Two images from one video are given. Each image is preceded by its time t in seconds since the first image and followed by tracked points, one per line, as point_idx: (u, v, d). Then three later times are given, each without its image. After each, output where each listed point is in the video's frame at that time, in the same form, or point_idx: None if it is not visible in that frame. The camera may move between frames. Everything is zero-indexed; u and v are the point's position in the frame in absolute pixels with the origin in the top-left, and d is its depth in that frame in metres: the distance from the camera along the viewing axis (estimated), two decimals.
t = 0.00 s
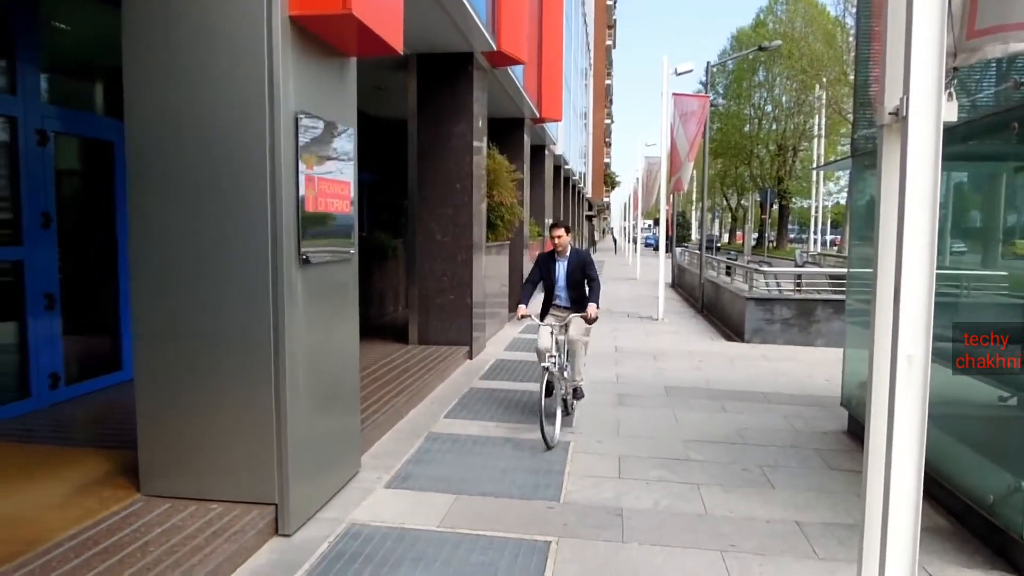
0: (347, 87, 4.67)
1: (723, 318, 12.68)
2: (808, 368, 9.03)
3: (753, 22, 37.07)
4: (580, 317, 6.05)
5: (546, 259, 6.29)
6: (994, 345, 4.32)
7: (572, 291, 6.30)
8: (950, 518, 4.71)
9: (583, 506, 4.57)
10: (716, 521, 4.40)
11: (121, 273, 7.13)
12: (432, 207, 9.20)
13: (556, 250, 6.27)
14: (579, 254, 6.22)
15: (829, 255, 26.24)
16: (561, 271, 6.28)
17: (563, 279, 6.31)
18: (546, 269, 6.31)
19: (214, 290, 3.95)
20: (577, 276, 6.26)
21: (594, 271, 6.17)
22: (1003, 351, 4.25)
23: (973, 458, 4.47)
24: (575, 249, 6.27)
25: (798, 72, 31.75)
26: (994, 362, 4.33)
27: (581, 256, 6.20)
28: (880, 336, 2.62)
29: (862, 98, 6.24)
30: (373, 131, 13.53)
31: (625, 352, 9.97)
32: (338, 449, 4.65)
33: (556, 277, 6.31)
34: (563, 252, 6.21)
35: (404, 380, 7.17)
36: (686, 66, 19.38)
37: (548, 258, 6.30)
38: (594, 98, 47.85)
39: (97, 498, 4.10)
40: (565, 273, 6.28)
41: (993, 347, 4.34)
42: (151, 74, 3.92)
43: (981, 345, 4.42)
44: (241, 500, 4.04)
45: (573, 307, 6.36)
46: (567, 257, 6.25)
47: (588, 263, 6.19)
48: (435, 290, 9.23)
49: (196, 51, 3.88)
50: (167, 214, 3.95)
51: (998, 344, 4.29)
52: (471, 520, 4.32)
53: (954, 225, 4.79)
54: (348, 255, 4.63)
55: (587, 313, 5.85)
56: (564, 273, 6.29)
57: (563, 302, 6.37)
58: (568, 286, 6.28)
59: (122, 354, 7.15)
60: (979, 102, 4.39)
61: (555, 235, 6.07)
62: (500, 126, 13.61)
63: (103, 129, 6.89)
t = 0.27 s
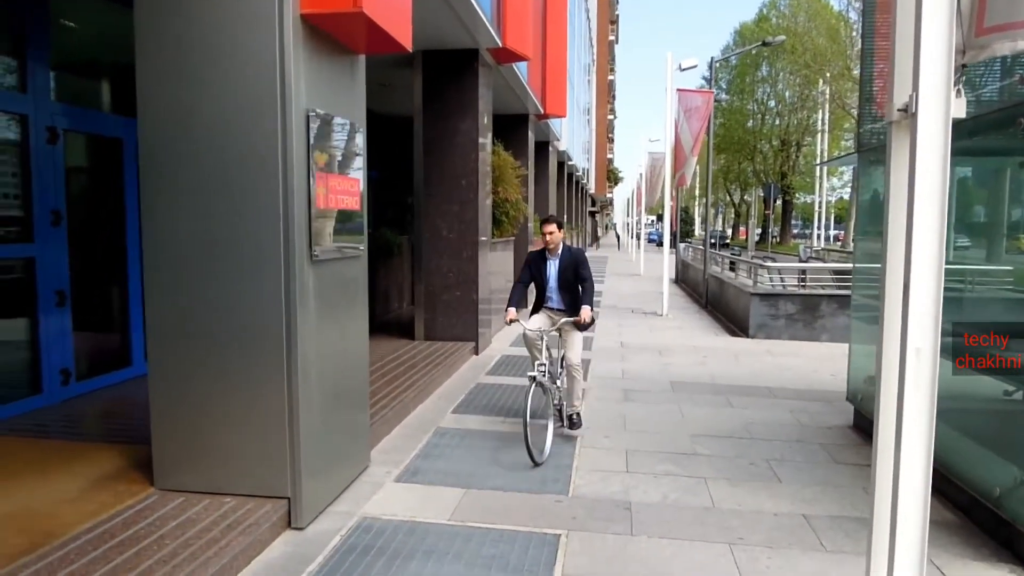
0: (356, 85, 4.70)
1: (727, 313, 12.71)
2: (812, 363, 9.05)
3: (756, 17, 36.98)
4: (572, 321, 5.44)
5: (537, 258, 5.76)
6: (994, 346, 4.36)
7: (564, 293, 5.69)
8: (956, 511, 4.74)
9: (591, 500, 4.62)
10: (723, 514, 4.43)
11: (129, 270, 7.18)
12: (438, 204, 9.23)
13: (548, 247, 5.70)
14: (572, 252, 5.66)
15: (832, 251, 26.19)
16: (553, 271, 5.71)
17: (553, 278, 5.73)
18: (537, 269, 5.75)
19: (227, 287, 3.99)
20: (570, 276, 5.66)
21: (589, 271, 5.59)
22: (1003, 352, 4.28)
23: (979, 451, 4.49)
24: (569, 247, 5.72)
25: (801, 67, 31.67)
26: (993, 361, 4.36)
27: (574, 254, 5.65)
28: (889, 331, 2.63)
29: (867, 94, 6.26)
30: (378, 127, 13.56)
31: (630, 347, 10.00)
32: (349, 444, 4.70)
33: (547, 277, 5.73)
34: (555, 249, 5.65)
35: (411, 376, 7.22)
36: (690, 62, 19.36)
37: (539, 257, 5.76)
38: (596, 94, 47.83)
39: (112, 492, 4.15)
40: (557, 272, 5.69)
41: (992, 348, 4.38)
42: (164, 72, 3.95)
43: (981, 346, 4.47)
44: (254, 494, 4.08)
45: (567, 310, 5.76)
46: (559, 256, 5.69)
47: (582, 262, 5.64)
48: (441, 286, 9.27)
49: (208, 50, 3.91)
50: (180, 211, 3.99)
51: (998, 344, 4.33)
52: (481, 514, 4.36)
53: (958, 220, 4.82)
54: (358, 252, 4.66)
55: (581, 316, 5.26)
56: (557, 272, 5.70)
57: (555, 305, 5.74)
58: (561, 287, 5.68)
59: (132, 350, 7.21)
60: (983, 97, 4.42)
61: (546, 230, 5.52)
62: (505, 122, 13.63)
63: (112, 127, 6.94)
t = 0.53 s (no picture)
0: (369, 85, 4.75)
1: (735, 311, 12.73)
2: (821, 360, 9.07)
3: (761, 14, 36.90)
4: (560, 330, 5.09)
5: (523, 261, 5.42)
6: (994, 345, 4.44)
7: (552, 298, 5.34)
8: (965, 507, 4.76)
9: (602, 496, 4.66)
10: (734, 510, 4.47)
11: (142, 269, 7.25)
12: (447, 202, 9.29)
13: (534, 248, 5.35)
14: (560, 253, 5.31)
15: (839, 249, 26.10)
16: (539, 274, 5.36)
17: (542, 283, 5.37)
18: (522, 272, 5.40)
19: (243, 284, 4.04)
20: (557, 280, 5.31)
21: (577, 273, 5.23)
22: (1004, 351, 4.35)
23: (987, 448, 4.52)
24: (556, 248, 5.36)
25: (806, 63, 31.57)
26: (993, 361, 4.44)
27: (561, 255, 5.30)
28: (899, 328, 2.65)
29: (875, 92, 6.28)
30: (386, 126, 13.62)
31: (638, 345, 10.03)
32: (362, 441, 4.75)
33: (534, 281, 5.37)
34: (541, 251, 5.31)
35: (421, 373, 7.27)
36: (696, 59, 19.35)
37: (525, 260, 5.41)
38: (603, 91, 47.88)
39: (129, 487, 4.21)
40: (543, 276, 5.34)
41: (992, 348, 4.46)
42: (180, 72, 4.01)
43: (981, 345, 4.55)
44: (270, 489, 4.14)
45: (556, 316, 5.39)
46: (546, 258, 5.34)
47: (570, 263, 5.28)
48: (451, 284, 9.32)
49: (224, 50, 3.96)
50: (196, 209, 4.04)
51: (999, 344, 4.41)
52: (494, 510, 4.41)
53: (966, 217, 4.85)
54: (371, 250, 4.71)
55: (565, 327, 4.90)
56: (543, 276, 5.35)
57: (542, 311, 5.38)
58: (548, 292, 5.32)
59: (145, 348, 7.28)
60: (990, 95, 4.44)
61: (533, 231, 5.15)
62: (512, 121, 13.67)
63: (125, 127, 7.00)
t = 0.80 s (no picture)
0: (398, 83, 4.81)
1: (760, 307, 12.66)
2: (847, 357, 9.01)
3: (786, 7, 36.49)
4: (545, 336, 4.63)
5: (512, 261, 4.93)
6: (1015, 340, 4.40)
7: (545, 301, 4.89)
8: (996, 504, 4.74)
9: (629, 489, 4.70)
10: (761, 505, 4.49)
11: (175, 265, 7.41)
12: (472, 198, 9.38)
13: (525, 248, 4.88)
14: (552, 253, 4.84)
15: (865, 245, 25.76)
16: (531, 276, 4.89)
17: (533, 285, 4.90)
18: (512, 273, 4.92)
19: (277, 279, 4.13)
20: (550, 282, 4.84)
21: (571, 275, 4.78)
22: None
23: (1018, 444, 4.49)
24: (549, 246, 4.88)
25: (831, 57, 31.17)
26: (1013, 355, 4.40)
27: (554, 256, 4.83)
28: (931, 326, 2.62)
29: (903, 86, 6.22)
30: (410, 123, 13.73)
31: (663, 341, 10.03)
32: (392, 434, 4.83)
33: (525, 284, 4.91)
34: (532, 251, 4.84)
35: (448, 367, 7.36)
36: (720, 54, 19.20)
37: (515, 260, 4.92)
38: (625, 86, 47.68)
39: (168, 477, 4.33)
40: (535, 277, 4.87)
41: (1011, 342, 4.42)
42: (216, 72, 4.10)
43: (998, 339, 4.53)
44: (303, 480, 4.24)
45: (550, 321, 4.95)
46: (537, 258, 4.86)
47: (563, 264, 4.81)
48: (475, 280, 9.39)
49: (258, 50, 4.04)
50: (231, 206, 4.14)
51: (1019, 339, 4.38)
52: (522, 502, 4.47)
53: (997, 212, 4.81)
54: (400, 246, 4.79)
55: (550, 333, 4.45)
56: (535, 278, 4.88)
57: (536, 316, 4.95)
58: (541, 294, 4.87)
59: (177, 343, 7.44)
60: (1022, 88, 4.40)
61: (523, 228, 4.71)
62: (535, 117, 13.70)
63: (158, 125, 7.14)
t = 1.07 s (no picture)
0: (441, 80, 4.88)
1: (802, 304, 12.47)
2: (893, 355, 8.83)
3: None
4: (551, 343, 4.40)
5: (520, 257, 4.70)
6: None
7: (554, 299, 4.70)
8: None
9: (670, 484, 4.70)
10: (803, 502, 4.44)
11: (223, 259, 7.61)
12: (512, 194, 9.49)
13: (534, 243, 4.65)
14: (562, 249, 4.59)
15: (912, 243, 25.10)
16: (540, 274, 4.68)
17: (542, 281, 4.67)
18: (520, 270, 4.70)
19: (324, 272, 4.23)
20: (559, 280, 4.62)
21: (581, 273, 4.56)
22: None
23: None
24: (559, 241, 4.63)
25: (877, 50, 30.40)
26: None
27: (563, 252, 4.58)
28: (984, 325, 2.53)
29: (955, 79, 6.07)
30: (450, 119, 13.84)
31: (702, 337, 9.96)
32: (434, 425, 4.91)
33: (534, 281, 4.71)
34: (541, 247, 4.60)
35: (489, 361, 7.46)
36: (763, 48, 18.89)
37: (523, 256, 4.70)
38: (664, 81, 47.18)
39: (219, 463, 4.46)
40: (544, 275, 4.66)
41: None
42: (266, 71, 4.21)
43: None
44: (349, 469, 4.34)
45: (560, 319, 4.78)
46: (546, 254, 4.62)
47: (573, 261, 4.57)
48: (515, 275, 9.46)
49: (307, 49, 4.14)
50: (281, 201, 4.25)
51: None
52: (563, 495, 4.51)
53: None
54: (443, 240, 4.86)
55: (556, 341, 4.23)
56: (544, 275, 4.67)
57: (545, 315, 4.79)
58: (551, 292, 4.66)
59: (225, 335, 7.66)
60: None
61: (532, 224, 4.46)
62: (574, 113, 13.69)
63: (206, 123, 7.33)
